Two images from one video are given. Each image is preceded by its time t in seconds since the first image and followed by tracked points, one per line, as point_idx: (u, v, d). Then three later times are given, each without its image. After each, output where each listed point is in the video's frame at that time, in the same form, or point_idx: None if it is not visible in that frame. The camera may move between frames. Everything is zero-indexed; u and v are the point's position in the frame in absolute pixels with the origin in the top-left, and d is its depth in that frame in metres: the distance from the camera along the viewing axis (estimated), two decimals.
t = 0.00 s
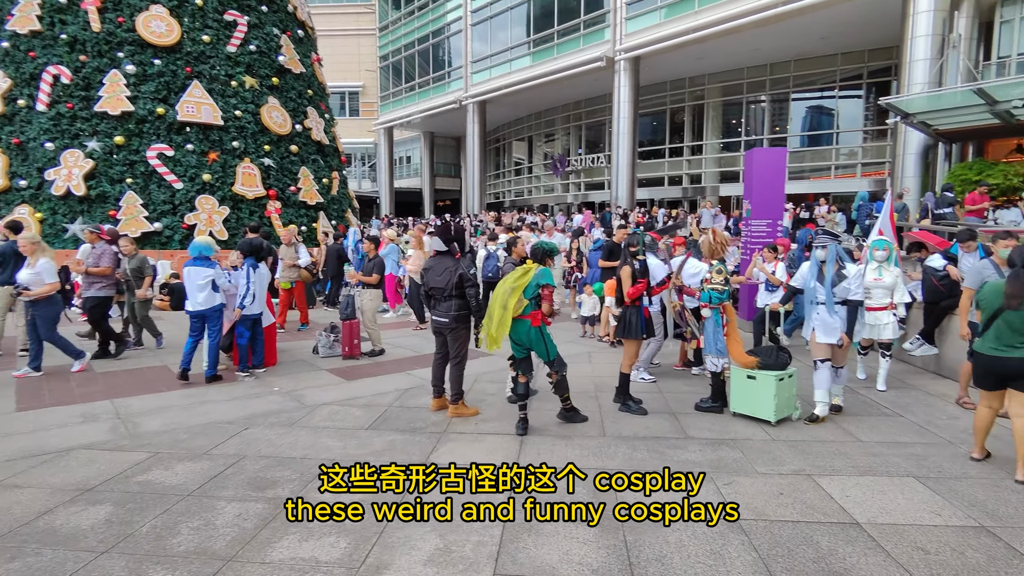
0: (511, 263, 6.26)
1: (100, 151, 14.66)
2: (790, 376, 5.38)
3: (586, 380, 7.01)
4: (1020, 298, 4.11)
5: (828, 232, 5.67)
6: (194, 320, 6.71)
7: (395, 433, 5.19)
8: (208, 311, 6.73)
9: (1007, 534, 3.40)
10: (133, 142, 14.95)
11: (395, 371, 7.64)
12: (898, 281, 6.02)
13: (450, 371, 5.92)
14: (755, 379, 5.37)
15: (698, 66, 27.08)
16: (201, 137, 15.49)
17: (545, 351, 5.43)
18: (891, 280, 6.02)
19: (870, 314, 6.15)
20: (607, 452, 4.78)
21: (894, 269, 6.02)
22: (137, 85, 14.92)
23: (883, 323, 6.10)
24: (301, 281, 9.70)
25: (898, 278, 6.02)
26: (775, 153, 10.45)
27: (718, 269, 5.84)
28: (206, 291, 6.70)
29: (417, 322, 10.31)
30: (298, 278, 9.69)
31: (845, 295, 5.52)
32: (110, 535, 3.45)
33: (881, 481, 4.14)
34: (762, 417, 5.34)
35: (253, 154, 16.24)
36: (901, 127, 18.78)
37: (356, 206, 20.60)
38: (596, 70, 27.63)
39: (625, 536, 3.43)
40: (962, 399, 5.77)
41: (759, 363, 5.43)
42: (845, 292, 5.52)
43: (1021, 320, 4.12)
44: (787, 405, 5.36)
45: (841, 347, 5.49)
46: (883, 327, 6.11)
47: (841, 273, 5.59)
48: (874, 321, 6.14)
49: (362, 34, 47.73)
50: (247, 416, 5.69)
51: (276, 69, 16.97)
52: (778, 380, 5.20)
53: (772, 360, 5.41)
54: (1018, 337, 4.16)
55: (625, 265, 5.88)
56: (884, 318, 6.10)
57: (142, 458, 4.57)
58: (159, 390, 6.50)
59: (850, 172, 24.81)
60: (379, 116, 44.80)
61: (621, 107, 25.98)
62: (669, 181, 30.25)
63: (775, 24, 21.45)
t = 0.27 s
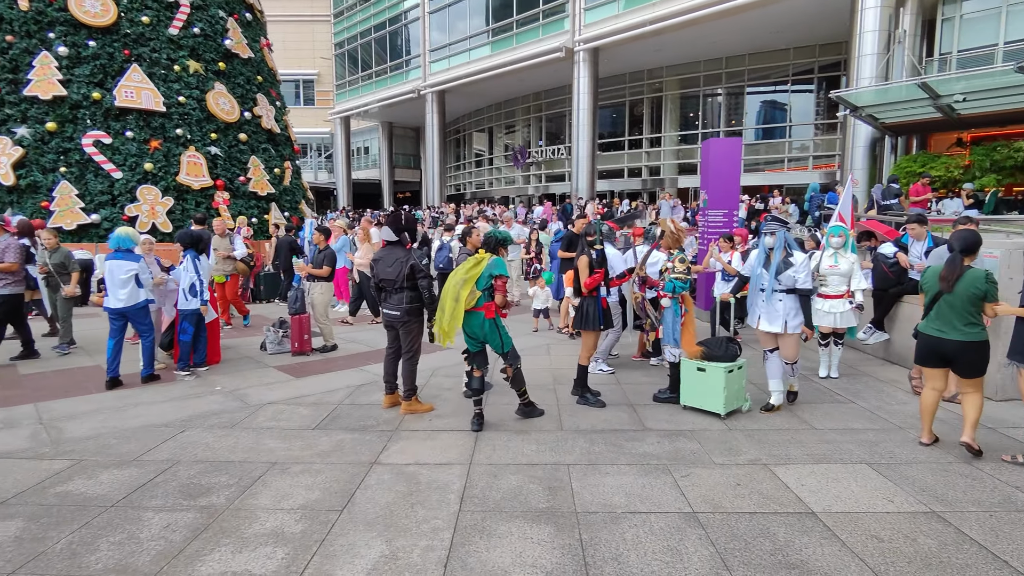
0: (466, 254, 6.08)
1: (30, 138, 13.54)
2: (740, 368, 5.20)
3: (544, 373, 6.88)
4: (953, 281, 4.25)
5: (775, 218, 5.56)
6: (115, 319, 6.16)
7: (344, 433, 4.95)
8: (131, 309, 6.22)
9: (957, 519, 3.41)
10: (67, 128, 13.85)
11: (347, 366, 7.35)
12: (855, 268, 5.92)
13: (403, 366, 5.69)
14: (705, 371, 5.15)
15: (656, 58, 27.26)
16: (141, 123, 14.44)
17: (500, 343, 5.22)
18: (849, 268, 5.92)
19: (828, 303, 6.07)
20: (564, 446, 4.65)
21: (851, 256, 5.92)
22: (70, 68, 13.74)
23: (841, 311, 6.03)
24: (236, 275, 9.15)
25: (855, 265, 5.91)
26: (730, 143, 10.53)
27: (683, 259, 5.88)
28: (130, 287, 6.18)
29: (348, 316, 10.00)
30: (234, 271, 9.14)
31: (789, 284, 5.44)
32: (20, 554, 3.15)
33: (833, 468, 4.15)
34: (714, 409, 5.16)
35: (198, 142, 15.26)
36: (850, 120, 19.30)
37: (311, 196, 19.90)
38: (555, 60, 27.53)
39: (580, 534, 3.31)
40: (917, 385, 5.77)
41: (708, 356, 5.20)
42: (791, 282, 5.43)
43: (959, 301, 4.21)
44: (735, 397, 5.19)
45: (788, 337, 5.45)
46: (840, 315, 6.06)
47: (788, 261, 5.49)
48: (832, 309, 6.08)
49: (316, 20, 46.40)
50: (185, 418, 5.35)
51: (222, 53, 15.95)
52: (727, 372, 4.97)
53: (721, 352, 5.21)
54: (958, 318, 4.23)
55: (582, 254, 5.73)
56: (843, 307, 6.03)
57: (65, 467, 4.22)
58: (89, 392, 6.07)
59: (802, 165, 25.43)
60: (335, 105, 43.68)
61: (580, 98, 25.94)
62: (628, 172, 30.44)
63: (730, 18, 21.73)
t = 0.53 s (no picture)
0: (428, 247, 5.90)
1: None
2: (703, 361, 5.00)
3: (511, 369, 6.72)
4: (921, 268, 4.30)
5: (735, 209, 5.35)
6: (35, 321, 5.71)
7: (301, 435, 4.71)
8: (52, 309, 5.75)
9: (926, 507, 3.39)
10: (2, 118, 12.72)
11: (307, 365, 7.07)
12: (821, 262, 5.77)
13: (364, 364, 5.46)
14: (668, 366, 4.94)
15: (620, 50, 27.30)
16: (85, 113, 13.46)
17: (464, 339, 5.00)
18: (815, 262, 5.75)
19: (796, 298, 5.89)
20: (532, 444, 4.51)
21: (818, 249, 5.75)
22: (5, 53, 12.62)
23: (807, 306, 5.83)
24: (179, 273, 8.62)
25: (822, 258, 5.76)
26: (694, 134, 10.53)
27: (653, 250, 5.84)
28: (52, 285, 5.69)
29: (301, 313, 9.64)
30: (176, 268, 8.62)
31: (749, 274, 5.28)
32: None
33: (803, 459, 4.12)
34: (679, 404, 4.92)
35: (147, 133, 14.45)
36: (809, 112, 19.67)
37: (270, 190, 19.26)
38: (520, 52, 27.32)
39: (550, 536, 3.18)
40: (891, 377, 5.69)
41: (670, 351, 5.01)
42: (751, 272, 5.26)
43: (927, 288, 4.26)
44: (697, 392, 5.00)
45: (742, 328, 5.27)
46: (806, 311, 5.86)
47: (749, 251, 5.31)
48: (798, 304, 5.89)
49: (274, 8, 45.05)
50: (130, 423, 5.02)
51: (172, 40, 15.14)
52: (690, 366, 4.80)
53: (683, 346, 5.01)
54: (928, 304, 4.28)
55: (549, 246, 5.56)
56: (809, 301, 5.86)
57: None
58: (25, 398, 5.67)
59: (763, 157, 25.86)
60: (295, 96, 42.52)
61: (545, 90, 25.79)
62: (594, 165, 30.48)
63: (692, 10, 21.87)
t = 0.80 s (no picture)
0: (398, 240, 5.73)
1: None
2: (673, 355, 4.84)
3: (483, 364, 6.58)
4: (915, 257, 4.35)
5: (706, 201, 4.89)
6: None
7: (263, 438, 4.50)
8: None
9: (901, 496, 3.37)
10: None
11: (271, 364, 6.81)
12: (796, 252, 5.70)
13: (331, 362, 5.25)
14: (637, 360, 4.77)
15: (591, 43, 27.26)
16: (35, 104, 12.74)
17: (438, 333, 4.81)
18: (791, 251, 5.67)
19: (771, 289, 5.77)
20: (505, 441, 4.38)
21: (793, 240, 5.70)
22: None
23: (782, 297, 5.75)
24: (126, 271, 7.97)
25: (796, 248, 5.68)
26: (666, 126, 10.54)
27: (629, 241, 5.73)
28: None
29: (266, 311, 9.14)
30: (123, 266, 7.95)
31: (712, 267, 4.88)
32: None
33: (779, 450, 4.08)
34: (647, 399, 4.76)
35: (102, 125, 13.79)
36: (777, 105, 19.90)
37: (235, 184, 18.67)
38: (490, 43, 27.05)
39: (524, 537, 3.07)
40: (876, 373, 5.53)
41: (638, 345, 4.82)
42: (714, 264, 4.86)
43: (921, 276, 4.32)
44: (668, 387, 4.84)
45: (704, 323, 4.90)
46: (782, 302, 5.77)
47: (714, 243, 4.91)
48: (773, 295, 5.78)
49: None
50: (80, 429, 4.74)
51: (128, 28, 14.37)
52: (659, 361, 4.65)
53: (653, 340, 4.82)
54: (921, 291, 4.35)
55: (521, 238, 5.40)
56: (785, 292, 5.73)
57: None
58: None
59: (733, 150, 26.13)
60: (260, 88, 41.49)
61: (517, 82, 25.60)
62: (566, 158, 30.42)
63: (662, 3, 21.92)
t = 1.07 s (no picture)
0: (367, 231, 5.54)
1: None
2: (647, 348, 4.77)
3: (458, 359, 6.45)
4: (913, 244, 4.38)
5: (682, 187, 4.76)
6: None
7: (226, 439, 4.32)
8: None
9: (877, 487, 3.34)
10: None
11: (239, 361, 6.60)
12: (778, 246, 5.38)
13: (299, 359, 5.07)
14: (609, 354, 4.71)
15: (567, 35, 27.15)
16: None
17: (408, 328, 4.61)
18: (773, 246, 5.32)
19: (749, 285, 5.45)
20: (478, 438, 4.27)
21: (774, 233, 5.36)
22: None
23: (763, 294, 5.42)
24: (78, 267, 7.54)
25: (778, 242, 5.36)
26: (643, 117, 10.47)
27: (603, 231, 5.54)
28: None
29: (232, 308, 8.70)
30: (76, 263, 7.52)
31: (679, 257, 4.68)
32: None
33: (755, 442, 4.03)
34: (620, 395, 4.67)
35: (63, 116, 13.19)
36: (751, 98, 20.04)
37: (204, 177, 18.17)
38: (466, 35, 26.78)
39: (496, 538, 2.96)
40: (855, 366, 5.46)
41: (611, 338, 4.74)
42: (681, 254, 4.66)
43: (915, 262, 4.41)
44: (641, 381, 4.77)
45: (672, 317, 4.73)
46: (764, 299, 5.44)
47: (682, 232, 4.68)
48: (754, 292, 5.46)
49: None
50: (31, 433, 4.51)
51: (88, 15, 13.76)
52: (632, 354, 4.59)
53: (626, 333, 4.73)
54: (910, 276, 4.46)
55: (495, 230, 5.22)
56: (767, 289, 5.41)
57: None
58: None
59: (709, 144, 26.28)
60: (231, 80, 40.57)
61: (493, 74, 25.38)
62: (543, 151, 30.31)
63: None
